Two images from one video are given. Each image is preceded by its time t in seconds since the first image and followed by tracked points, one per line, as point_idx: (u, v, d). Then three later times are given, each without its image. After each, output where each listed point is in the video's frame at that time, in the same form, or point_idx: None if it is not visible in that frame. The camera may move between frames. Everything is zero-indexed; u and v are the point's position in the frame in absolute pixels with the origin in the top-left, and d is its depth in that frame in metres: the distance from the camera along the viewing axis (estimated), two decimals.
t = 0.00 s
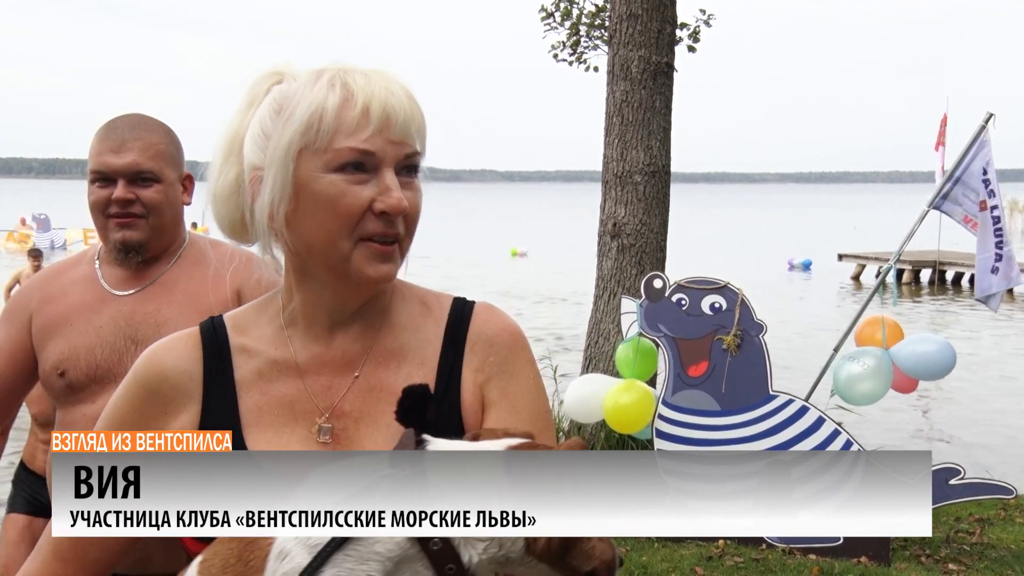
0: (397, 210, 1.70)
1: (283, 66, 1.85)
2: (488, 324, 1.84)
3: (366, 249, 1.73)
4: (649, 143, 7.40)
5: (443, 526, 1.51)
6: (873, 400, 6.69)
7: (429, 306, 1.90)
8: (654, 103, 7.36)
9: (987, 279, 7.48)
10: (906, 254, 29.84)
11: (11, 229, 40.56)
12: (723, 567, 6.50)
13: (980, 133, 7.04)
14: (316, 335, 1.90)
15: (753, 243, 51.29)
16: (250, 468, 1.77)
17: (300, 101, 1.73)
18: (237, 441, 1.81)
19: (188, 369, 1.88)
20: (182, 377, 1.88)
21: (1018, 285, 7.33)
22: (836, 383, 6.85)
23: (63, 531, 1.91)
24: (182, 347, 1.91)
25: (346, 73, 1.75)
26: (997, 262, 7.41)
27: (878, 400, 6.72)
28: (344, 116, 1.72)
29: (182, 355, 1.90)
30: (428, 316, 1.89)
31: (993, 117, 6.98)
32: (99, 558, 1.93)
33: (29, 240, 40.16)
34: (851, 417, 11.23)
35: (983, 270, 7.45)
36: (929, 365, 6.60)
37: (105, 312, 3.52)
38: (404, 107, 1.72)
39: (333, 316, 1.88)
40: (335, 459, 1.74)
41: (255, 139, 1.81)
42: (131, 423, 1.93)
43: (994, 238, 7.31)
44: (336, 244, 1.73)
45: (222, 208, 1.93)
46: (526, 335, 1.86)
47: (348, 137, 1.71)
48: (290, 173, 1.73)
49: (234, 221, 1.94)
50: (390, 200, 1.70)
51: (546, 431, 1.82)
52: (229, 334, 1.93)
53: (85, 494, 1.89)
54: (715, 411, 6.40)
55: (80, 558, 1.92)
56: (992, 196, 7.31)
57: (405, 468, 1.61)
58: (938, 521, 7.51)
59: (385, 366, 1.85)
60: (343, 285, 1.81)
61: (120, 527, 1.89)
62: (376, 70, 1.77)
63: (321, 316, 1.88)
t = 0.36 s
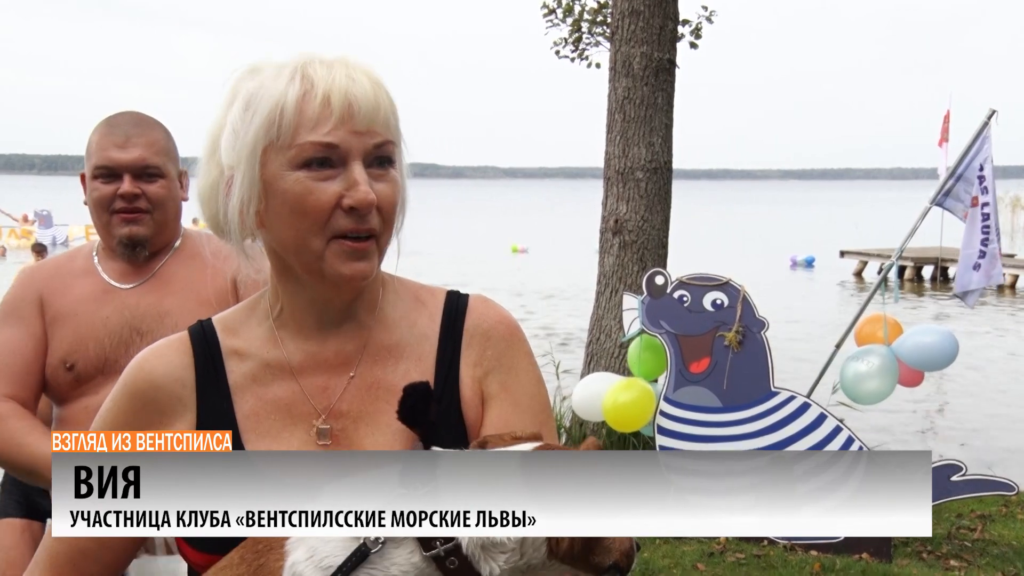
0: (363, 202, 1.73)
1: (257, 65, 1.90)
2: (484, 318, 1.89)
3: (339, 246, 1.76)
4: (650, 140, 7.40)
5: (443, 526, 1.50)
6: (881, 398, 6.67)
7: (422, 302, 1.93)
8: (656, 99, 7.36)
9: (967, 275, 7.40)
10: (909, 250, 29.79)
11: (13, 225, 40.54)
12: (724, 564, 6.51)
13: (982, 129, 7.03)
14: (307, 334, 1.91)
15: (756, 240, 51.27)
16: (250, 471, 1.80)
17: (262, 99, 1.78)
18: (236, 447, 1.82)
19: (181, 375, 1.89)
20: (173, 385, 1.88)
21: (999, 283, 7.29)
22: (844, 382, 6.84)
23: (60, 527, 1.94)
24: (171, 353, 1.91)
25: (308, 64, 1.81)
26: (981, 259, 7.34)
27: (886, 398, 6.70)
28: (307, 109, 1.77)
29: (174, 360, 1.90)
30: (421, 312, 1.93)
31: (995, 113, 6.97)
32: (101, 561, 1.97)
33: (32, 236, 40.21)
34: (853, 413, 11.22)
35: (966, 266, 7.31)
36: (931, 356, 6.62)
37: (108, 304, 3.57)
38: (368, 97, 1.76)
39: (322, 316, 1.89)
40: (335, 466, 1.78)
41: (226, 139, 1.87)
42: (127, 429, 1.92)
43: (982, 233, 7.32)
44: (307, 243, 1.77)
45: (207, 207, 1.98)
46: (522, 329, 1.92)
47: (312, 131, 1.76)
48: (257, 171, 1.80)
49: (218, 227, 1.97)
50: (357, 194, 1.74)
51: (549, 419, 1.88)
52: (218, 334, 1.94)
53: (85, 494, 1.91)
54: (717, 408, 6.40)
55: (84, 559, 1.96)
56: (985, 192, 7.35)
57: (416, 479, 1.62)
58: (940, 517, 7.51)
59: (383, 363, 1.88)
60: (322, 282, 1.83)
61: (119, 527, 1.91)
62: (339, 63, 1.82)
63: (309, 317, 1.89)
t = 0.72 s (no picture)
0: (371, 229, 1.64)
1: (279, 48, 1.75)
2: (476, 299, 1.83)
3: (342, 264, 1.70)
4: (652, 132, 7.39)
5: (444, 526, 1.55)
6: (882, 390, 6.67)
7: (417, 289, 1.87)
8: (657, 91, 7.34)
9: (957, 265, 7.63)
10: (910, 243, 29.78)
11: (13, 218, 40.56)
12: (725, 555, 6.51)
13: (983, 121, 7.03)
14: (301, 326, 1.90)
15: (757, 233, 51.30)
16: (236, 464, 1.72)
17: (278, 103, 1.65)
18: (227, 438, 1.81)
19: (176, 370, 1.90)
20: (171, 376, 1.90)
21: (989, 275, 7.51)
22: (844, 373, 6.86)
23: (64, 530, 1.92)
24: (170, 348, 1.93)
25: (331, 72, 1.66)
26: (972, 250, 7.57)
27: (887, 391, 6.70)
28: (323, 125, 1.63)
29: (169, 355, 1.92)
30: (416, 300, 1.86)
31: (997, 105, 6.97)
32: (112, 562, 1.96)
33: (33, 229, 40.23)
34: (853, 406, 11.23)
35: (954, 257, 7.57)
36: (933, 350, 6.63)
37: (118, 295, 3.47)
38: (388, 120, 1.62)
39: (316, 309, 1.87)
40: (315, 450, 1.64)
41: (237, 127, 1.76)
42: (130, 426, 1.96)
43: (975, 225, 7.43)
44: (309, 255, 1.71)
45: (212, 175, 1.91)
46: (517, 305, 1.85)
47: (325, 150, 1.64)
48: (264, 176, 1.70)
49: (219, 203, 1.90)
50: (364, 219, 1.64)
51: (548, 399, 1.74)
52: (217, 330, 1.96)
53: (86, 494, 1.87)
54: (717, 400, 6.39)
55: (94, 561, 1.96)
56: (982, 183, 7.38)
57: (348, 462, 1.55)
58: (940, 510, 7.52)
59: (374, 348, 1.84)
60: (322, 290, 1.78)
61: (120, 527, 1.89)
62: (363, 70, 1.66)
63: (303, 307, 1.88)
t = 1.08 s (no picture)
0: (357, 163, 1.75)
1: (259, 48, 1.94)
2: (494, 303, 1.83)
3: (336, 211, 1.77)
4: (655, 124, 7.38)
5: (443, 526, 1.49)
6: (880, 380, 6.67)
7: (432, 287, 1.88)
8: (660, 84, 7.33)
9: (972, 259, 7.58)
10: (914, 236, 29.72)
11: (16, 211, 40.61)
12: (727, 548, 6.52)
13: (988, 113, 7.00)
14: (309, 320, 1.91)
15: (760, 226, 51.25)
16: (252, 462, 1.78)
17: (255, 70, 1.84)
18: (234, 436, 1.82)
19: (183, 363, 1.91)
20: (179, 370, 1.90)
21: (1005, 267, 7.43)
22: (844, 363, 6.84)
23: (63, 530, 2.01)
24: (179, 340, 1.94)
25: (301, 37, 1.86)
26: (985, 243, 7.48)
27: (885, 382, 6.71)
28: (298, 78, 1.82)
29: (178, 348, 1.93)
30: (429, 296, 1.89)
31: (1001, 97, 6.94)
32: (111, 566, 2.00)
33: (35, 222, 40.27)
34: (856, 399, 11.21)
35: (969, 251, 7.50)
36: (933, 345, 6.63)
37: (128, 291, 3.43)
38: (357, 60, 1.80)
39: (324, 294, 1.89)
40: (342, 465, 1.76)
41: (227, 119, 1.91)
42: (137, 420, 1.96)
43: (987, 219, 7.35)
44: (304, 211, 1.79)
45: (212, 196, 1.99)
46: (537, 313, 1.85)
47: (303, 98, 1.80)
48: (253, 145, 1.84)
49: (220, 211, 1.98)
50: (351, 156, 1.75)
51: (560, 407, 1.84)
52: (226, 321, 1.97)
53: (85, 493, 1.99)
54: (719, 393, 6.40)
55: (93, 556, 1.99)
56: (990, 176, 7.30)
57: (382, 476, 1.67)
58: (943, 502, 7.53)
59: (384, 348, 1.86)
60: (324, 256, 1.83)
61: (120, 527, 1.97)
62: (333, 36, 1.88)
63: (311, 298, 1.90)
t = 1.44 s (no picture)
0: (325, 174, 1.75)
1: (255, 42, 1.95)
2: (503, 300, 1.83)
3: (312, 222, 1.78)
4: (659, 117, 7.36)
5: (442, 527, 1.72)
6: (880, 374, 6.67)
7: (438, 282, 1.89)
8: (665, 76, 7.31)
9: (988, 253, 7.58)
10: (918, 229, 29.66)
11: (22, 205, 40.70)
12: (731, 541, 6.52)
13: (994, 106, 6.97)
14: (311, 317, 1.91)
15: (765, 218, 51.14)
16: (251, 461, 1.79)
17: (236, 74, 1.86)
18: (240, 434, 1.82)
19: (187, 360, 1.90)
20: (184, 367, 1.89)
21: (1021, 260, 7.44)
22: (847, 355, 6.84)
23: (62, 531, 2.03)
24: (183, 337, 1.93)
25: (277, 36, 1.85)
26: (1001, 237, 7.48)
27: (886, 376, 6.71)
28: (273, 83, 1.82)
29: (181, 345, 1.91)
30: (435, 292, 1.89)
31: (1007, 89, 6.92)
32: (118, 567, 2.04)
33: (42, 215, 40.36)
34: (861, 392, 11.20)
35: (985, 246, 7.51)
36: (933, 341, 6.61)
37: (138, 290, 3.43)
38: (325, 62, 1.78)
39: (323, 295, 1.89)
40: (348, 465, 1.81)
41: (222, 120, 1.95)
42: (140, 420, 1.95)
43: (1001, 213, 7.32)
44: (282, 221, 1.81)
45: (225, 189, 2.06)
46: (547, 310, 1.86)
47: (275, 105, 1.81)
48: (236, 152, 1.88)
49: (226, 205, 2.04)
50: (319, 167, 1.76)
51: (569, 406, 1.84)
52: (229, 316, 1.95)
53: (85, 494, 2.00)
54: (724, 386, 6.40)
55: (100, 556, 2.03)
56: (1001, 169, 7.28)
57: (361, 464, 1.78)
58: (946, 496, 7.53)
59: (391, 346, 1.85)
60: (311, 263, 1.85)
61: (119, 527, 1.99)
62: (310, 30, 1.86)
63: (312, 296, 1.90)
